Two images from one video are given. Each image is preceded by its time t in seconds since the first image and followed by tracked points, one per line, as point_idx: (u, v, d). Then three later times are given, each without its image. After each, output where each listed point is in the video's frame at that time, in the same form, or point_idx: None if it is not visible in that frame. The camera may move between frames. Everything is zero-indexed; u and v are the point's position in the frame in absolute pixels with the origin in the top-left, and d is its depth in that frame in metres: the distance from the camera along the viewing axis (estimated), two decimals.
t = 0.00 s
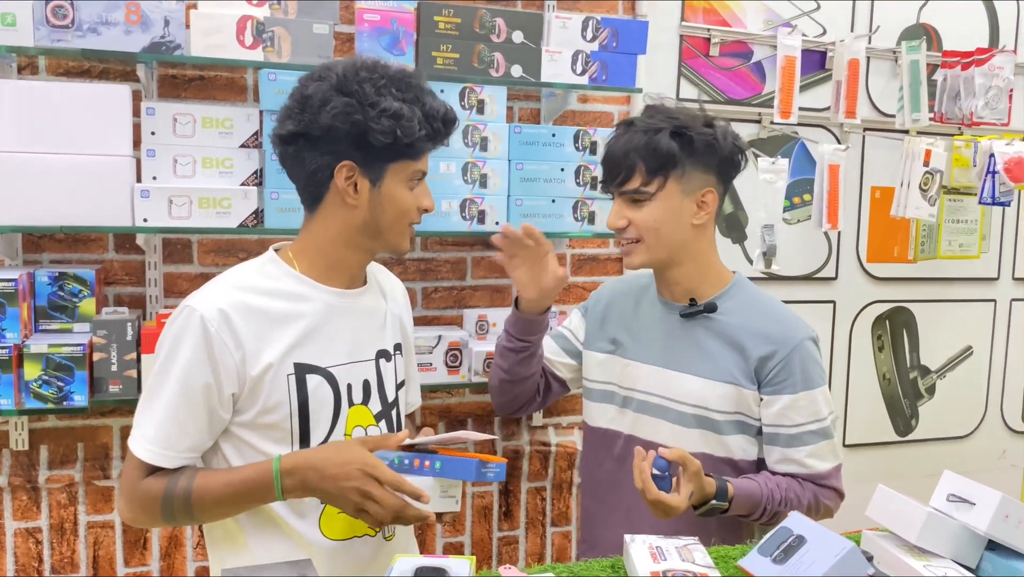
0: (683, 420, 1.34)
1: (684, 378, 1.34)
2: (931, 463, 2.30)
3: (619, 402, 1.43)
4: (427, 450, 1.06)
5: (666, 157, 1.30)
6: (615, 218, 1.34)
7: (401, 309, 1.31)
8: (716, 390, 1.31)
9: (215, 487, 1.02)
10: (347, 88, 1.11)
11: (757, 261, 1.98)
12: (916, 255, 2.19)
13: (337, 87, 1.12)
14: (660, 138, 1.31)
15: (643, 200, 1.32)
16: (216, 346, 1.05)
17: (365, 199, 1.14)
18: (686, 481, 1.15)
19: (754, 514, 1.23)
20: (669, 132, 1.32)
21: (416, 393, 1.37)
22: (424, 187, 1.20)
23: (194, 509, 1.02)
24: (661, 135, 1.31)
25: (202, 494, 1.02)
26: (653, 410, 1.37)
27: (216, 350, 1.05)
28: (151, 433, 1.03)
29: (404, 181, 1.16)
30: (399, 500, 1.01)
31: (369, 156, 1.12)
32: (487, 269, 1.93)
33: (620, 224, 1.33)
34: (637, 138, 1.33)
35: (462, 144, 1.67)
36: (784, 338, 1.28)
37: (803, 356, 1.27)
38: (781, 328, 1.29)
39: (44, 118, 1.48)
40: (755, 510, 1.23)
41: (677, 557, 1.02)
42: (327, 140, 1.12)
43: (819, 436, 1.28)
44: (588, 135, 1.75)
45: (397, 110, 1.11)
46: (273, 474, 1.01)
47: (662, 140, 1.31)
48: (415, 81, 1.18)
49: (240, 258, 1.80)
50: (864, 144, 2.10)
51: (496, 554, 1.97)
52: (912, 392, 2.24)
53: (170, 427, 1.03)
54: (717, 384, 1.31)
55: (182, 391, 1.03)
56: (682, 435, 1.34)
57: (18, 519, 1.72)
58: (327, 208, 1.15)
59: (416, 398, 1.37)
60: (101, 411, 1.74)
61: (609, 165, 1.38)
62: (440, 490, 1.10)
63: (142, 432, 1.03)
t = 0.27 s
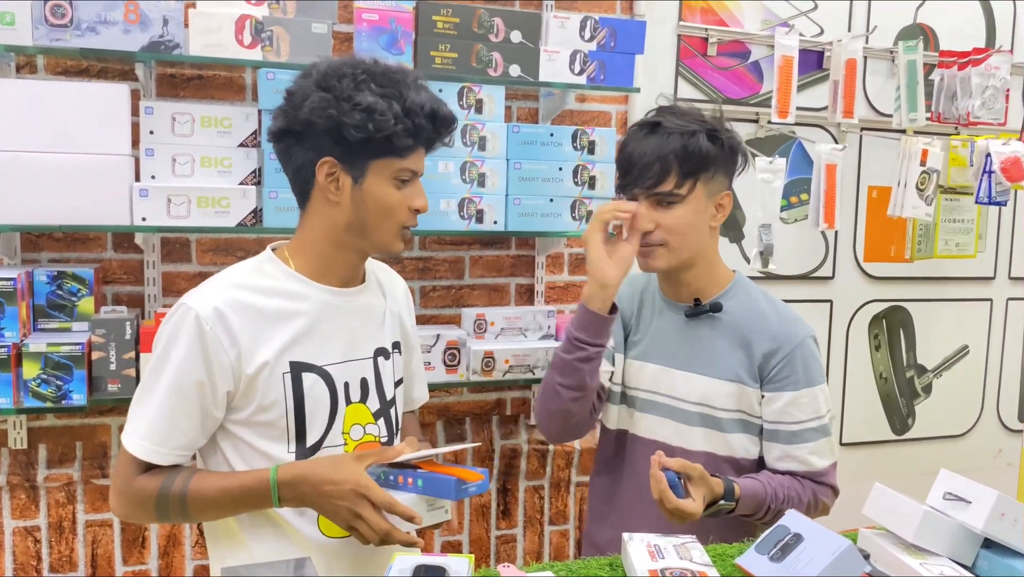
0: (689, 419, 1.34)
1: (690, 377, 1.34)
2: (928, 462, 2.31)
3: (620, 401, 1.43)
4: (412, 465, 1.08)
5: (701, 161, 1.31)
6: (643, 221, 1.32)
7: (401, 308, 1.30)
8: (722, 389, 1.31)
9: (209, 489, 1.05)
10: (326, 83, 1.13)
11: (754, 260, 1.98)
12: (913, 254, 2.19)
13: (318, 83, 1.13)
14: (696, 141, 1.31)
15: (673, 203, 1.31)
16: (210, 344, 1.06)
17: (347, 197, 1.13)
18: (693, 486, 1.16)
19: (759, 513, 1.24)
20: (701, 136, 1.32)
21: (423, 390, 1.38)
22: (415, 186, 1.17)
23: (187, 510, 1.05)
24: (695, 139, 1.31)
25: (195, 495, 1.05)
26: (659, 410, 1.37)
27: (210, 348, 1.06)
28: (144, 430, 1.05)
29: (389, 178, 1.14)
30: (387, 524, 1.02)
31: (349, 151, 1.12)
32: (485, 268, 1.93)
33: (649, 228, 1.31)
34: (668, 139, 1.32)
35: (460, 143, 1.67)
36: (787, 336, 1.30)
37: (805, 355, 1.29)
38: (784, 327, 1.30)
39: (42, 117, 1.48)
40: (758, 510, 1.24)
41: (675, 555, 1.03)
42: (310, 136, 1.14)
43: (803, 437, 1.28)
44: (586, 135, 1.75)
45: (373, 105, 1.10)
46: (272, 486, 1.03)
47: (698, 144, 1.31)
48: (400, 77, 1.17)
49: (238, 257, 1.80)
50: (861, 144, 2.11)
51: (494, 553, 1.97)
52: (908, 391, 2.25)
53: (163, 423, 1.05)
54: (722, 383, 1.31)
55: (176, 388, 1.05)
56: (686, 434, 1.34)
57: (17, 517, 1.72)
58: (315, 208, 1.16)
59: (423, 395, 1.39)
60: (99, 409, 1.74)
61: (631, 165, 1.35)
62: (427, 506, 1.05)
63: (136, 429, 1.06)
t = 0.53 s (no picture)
0: (704, 419, 1.34)
1: (706, 378, 1.34)
2: (927, 462, 2.31)
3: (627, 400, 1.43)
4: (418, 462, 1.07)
5: (679, 162, 1.32)
6: (629, 220, 1.36)
7: (402, 306, 1.30)
8: (739, 390, 1.32)
9: (218, 485, 1.05)
10: (314, 80, 1.14)
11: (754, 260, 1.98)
12: (912, 254, 2.19)
13: (309, 81, 1.15)
14: (673, 141, 1.32)
15: (655, 203, 1.33)
16: (210, 339, 1.06)
17: (329, 193, 1.12)
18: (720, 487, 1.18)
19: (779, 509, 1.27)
20: (683, 135, 1.33)
21: (429, 392, 1.38)
22: (402, 190, 1.13)
23: (196, 507, 1.06)
24: (675, 139, 1.32)
25: (204, 492, 1.05)
26: (674, 412, 1.36)
27: (210, 342, 1.06)
28: (146, 425, 1.05)
29: (371, 179, 1.11)
30: (387, 514, 1.02)
31: (329, 149, 1.11)
32: (484, 266, 1.93)
33: (635, 226, 1.34)
34: (650, 141, 1.34)
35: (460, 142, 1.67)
36: (806, 342, 1.32)
37: (823, 360, 1.32)
38: (803, 331, 1.32)
39: (41, 114, 1.48)
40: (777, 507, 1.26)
41: (674, 554, 1.03)
42: (300, 132, 1.14)
43: (816, 436, 1.32)
44: (586, 133, 1.75)
45: (343, 104, 1.09)
46: (282, 478, 1.04)
47: (675, 144, 1.32)
48: (389, 76, 1.15)
49: (238, 255, 1.80)
50: (861, 143, 2.11)
51: (493, 551, 1.98)
52: (907, 390, 2.25)
53: (163, 417, 1.05)
54: (741, 385, 1.32)
55: (176, 381, 1.05)
56: (702, 435, 1.34)
57: (15, 515, 1.72)
58: (309, 206, 1.16)
59: (429, 397, 1.38)
60: (98, 407, 1.74)
61: (623, 165, 1.39)
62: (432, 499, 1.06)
63: (139, 423, 1.06)
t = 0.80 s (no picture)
0: (696, 418, 1.35)
1: (699, 377, 1.35)
2: (926, 461, 2.31)
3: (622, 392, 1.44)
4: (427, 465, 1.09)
5: (691, 162, 1.30)
6: (630, 215, 1.34)
7: (407, 306, 1.29)
8: (731, 390, 1.33)
9: (228, 482, 1.06)
10: (316, 81, 1.13)
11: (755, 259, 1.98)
12: (913, 253, 2.18)
13: (312, 81, 1.14)
14: (688, 140, 1.29)
15: (662, 200, 1.32)
16: (215, 333, 1.06)
17: (333, 192, 1.13)
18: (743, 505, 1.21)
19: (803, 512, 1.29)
20: (698, 136, 1.31)
21: (437, 392, 1.37)
22: (405, 190, 1.13)
23: (205, 504, 1.05)
24: (689, 138, 1.30)
25: (214, 488, 1.06)
26: (668, 409, 1.37)
27: (215, 336, 1.06)
28: (152, 419, 1.05)
29: (374, 180, 1.11)
30: (391, 510, 1.02)
31: (333, 149, 1.11)
32: (485, 264, 1.93)
33: (636, 222, 1.33)
34: (666, 136, 1.31)
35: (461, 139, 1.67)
36: (803, 343, 1.32)
37: (821, 359, 1.32)
38: (800, 332, 1.32)
39: (40, 110, 1.47)
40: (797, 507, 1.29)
41: (676, 554, 1.03)
42: (304, 131, 1.14)
43: (822, 433, 1.33)
44: (587, 131, 1.74)
45: (344, 105, 1.09)
46: (290, 475, 1.05)
47: (689, 143, 1.30)
48: (394, 76, 1.14)
49: (237, 253, 1.79)
50: (862, 142, 2.10)
51: (492, 550, 1.97)
52: (908, 389, 2.25)
53: (168, 412, 1.05)
54: (732, 384, 1.33)
55: (181, 375, 1.05)
56: (694, 434, 1.35)
57: (14, 513, 1.71)
58: (315, 204, 1.16)
59: (437, 397, 1.38)
60: (97, 404, 1.73)
61: (631, 159, 1.36)
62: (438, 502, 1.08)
63: (145, 417, 1.06)
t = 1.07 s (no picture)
0: (697, 418, 1.34)
1: (699, 376, 1.34)
2: (928, 460, 2.31)
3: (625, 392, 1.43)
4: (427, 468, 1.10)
5: (693, 164, 1.29)
6: (638, 221, 1.33)
7: (414, 303, 1.29)
8: (731, 390, 1.32)
9: (232, 481, 1.06)
10: (346, 78, 1.12)
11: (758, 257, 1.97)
12: (915, 252, 2.18)
13: (337, 78, 1.12)
14: (688, 142, 1.29)
15: (669, 204, 1.31)
16: (221, 331, 1.06)
17: (365, 191, 1.13)
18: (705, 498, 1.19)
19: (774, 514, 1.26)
20: (695, 136, 1.30)
21: (442, 389, 1.37)
22: (431, 182, 1.18)
23: (207, 502, 1.05)
24: (687, 139, 1.29)
25: (218, 487, 1.05)
26: (668, 408, 1.37)
27: (221, 335, 1.06)
28: (158, 416, 1.05)
29: (407, 175, 1.14)
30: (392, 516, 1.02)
31: (369, 148, 1.12)
32: (486, 262, 1.92)
33: (645, 227, 1.32)
34: (662, 141, 1.31)
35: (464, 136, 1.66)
36: (807, 346, 1.30)
37: (823, 364, 1.30)
38: (804, 336, 1.30)
39: (40, 105, 1.46)
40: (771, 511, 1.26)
41: (679, 553, 1.02)
42: (329, 131, 1.13)
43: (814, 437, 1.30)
44: (590, 128, 1.74)
45: (393, 103, 1.09)
46: (294, 476, 1.05)
47: (689, 146, 1.29)
48: (419, 74, 1.16)
49: (238, 249, 1.79)
50: (865, 140, 2.10)
51: (493, 548, 1.97)
52: (909, 389, 2.24)
53: (174, 409, 1.05)
54: (735, 385, 1.32)
55: (186, 373, 1.04)
56: (694, 434, 1.35)
57: (13, 509, 1.71)
58: (331, 201, 1.15)
59: (442, 394, 1.38)
60: (97, 401, 1.73)
61: (631, 167, 1.35)
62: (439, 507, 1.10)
63: (150, 415, 1.05)
